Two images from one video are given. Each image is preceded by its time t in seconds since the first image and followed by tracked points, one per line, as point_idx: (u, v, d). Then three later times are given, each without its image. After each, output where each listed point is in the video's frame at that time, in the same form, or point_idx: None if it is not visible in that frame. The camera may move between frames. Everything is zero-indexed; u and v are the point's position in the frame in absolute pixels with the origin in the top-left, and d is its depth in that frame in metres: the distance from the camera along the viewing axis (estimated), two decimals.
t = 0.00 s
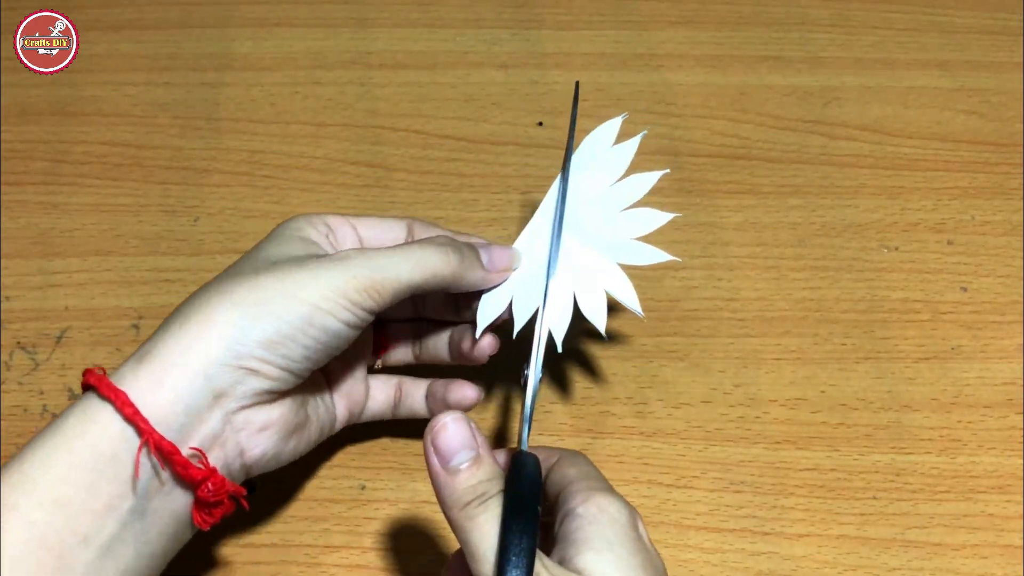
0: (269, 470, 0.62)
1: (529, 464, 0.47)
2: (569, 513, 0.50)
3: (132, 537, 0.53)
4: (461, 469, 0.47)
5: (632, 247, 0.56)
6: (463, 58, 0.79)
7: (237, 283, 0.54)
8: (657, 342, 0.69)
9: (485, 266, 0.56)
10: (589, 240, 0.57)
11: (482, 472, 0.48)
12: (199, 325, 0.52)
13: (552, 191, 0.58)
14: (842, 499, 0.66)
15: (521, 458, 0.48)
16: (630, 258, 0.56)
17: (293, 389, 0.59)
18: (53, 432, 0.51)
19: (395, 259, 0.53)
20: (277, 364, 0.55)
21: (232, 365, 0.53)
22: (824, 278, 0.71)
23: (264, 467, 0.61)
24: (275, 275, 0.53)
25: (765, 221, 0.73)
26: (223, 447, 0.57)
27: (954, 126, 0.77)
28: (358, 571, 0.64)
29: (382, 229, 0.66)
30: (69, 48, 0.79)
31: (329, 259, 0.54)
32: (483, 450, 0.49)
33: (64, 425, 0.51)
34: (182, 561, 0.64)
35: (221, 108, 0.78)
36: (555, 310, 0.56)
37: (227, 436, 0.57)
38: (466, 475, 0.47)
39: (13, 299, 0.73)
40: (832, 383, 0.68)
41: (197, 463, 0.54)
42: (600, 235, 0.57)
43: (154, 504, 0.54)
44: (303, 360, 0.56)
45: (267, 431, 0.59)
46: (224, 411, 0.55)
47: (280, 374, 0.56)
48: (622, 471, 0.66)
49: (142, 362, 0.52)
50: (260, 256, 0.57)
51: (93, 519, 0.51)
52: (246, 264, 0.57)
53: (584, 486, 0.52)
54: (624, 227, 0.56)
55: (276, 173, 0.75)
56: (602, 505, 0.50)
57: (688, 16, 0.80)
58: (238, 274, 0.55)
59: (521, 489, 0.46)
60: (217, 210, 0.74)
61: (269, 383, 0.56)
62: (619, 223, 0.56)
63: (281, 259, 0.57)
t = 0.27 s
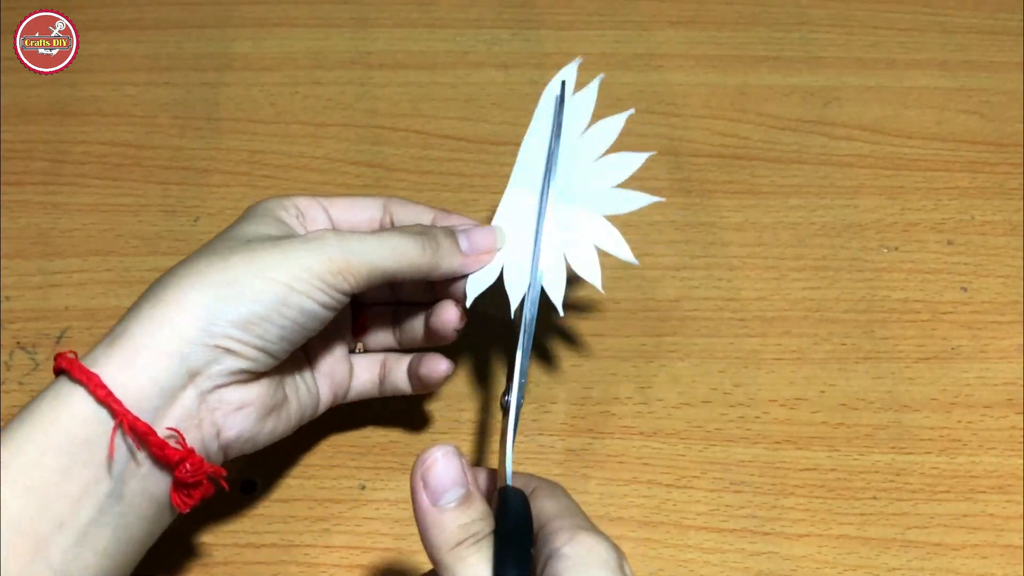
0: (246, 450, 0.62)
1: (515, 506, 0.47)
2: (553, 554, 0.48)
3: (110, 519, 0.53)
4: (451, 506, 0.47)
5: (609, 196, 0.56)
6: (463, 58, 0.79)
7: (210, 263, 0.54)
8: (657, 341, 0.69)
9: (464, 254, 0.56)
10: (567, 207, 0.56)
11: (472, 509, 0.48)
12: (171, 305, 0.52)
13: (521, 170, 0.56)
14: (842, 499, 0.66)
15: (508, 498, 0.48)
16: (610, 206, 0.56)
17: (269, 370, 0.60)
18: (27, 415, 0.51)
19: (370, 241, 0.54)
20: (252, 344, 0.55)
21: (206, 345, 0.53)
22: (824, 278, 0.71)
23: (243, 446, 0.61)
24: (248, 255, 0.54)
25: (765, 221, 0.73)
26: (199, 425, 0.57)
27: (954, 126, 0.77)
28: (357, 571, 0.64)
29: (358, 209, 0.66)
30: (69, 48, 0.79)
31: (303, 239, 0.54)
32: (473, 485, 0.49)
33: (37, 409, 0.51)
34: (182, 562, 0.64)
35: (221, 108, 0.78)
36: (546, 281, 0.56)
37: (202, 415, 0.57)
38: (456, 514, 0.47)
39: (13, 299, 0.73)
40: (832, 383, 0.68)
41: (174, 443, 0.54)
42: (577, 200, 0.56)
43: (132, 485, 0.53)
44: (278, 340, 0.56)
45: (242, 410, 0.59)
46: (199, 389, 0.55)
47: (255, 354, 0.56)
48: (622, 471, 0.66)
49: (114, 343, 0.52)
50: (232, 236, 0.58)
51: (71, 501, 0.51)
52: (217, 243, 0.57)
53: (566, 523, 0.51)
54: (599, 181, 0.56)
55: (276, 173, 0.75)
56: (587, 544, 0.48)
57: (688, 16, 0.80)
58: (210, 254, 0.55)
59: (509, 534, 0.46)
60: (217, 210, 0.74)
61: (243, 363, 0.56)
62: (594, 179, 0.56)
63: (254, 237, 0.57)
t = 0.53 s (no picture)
0: (257, 459, 0.62)
1: (511, 508, 0.48)
2: (553, 556, 0.48)
3: (119, 532, 0.53)
4: (445, 512, 0.48)
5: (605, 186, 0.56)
6: (463, 58, 0.79)
7: (218, 270, 0.54)
8: (657, 341, 0.69)
9: (473, 253, 0.57)
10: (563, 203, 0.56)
11: (465, 515, 0.49)
12: (180, 313, 0.52)
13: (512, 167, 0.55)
14: (842, 499, 0.66)
15: (502, 500, 0.48)
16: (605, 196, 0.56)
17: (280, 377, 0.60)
18: (35, 427, 0.51)
19: (377, 245, 0.54)
20: (262, 350, 0.55)
21: (217, 353, 0.53)
22: (824, 278, 0.71)
23: (254, 455, 0.61)
24: (256, 262, 0.54)
25: (765, 221, 0.73)
26: (210, 435, 0.57)
27: (954, 126, 0.77)
28: (358, 571, 0.64)
29: (367, 215, 0.66)
30: (70, 48, 0.79)
31: (310, 244, 0.54)
32: (467, 490, 0.49)
33: (46, 421, 0.51)
34: (183, 562, 0.64)
35: (221, 108, 0.78)
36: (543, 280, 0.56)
37: (213, 424, 0.57)
38: (450, 519, 0.48)
39: (13, 299, 0.73)
40: (832, 383, 0.68)
41: (183, 454, 0.54)
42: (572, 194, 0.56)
43: (141, 497, 0.53)
44: (288, 345, 0.56)
45: (254, 419, 0.59)
46: (209, 398, 0.55)
47: (266, 360, 0.56)
48: (622, 471, 0.66)
49: (123, 354, 0.52)
50: (239, 243, 0.57)
51: (80, 514, 0.51)
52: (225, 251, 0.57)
53: (565, 525, 0.51)
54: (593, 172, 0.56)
55: (276, 173, 0.75)
56: (586, 546, 0.48)
57: (688, 16, 0.80)
58: (218, 260, 0.55)
59: (505, 535, 0.46)
60: (217, 210, 0.74)
61: (253, 370, 0.56)
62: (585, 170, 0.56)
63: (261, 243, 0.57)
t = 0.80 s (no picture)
0: (247, 461, 0.62)
1: (513, 487, 0.48)
2: (554, 534, 0.48)
3: (110, 527, 0.53)
4: (445, 492, 0.48)
5: (624, 224, 0.56)
6: (463, 58, 0.79)
7: (220, 271, 0.54)
8: (657, 341, 0.69)
9: (479, 277, 0.57)
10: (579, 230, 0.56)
11: (466, 494, 0.49)
12: (177, 310, 0.52)
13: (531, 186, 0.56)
14: (842, 499, 0.66)
15: (504, 478, 0.48)
16: (620, 234, 0.56)
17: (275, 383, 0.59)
18: (28, 420, 0.51)
19: (379, 255, 0.54)
20: (257, 355, 0.55)
21: (211, 353, 0.53)
22: (824, 278, 0.71)
23: (243, 457, 0.61)
24: (258, 266, 0.54)
25: (765, 221, 0.73)
26: (201, 435, 0.57)
27: (954, 126, 0.77)
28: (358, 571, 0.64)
29: (380, 229, 0.66)
30: (69, 48, 0.79)
31: (314, 252, 0.54)
32: (466, 470, 0.49)
33: (39, 415, 0.51)
34: (182, 562, 0.64)
35: (221, 108, 0.78)
36: (545, 306, 0.56)
37: (204, 424, 0.57)
38: (450, 498, 0.48)
39: (13, 298, 0.73)
40: (832, 383, 0.68)
41: (173, 452, 0.54)
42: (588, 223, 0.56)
43: (131, 493, 0.53)
44: (283, 352, 0.56)
45: (245, 421, 0.58)
46: (201, 397, 0.55)
47: (259, 365, 0.56)
48: (622, 471, 0.66)
49: (119, 347, 0.52)
50: (248, 247, 0.58)
51: (71, 509, 0.51)
52: (232, 253, 0.57)
53: (569, 501, 0.50)
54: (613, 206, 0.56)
55: (276, 173, 0.75)
56: (587, 523, 0.48)
57: (688, 16, 0.80)
58: (222, 262, 0.55)
59: (504, 513, 0.46)
60: (217, 210, 0.74)
61: (247, 374, 0.56)
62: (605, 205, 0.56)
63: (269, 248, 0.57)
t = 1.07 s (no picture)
0: (248, 463, 0.62)
1: (510, 490, 0.47)
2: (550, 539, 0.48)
3: (110, 531, 0.53)
4: (442, 496, 0.48)
5: (624, 233, 0.56)
6: (463, 58, 0.79)
7: (220, 274, 0.54)
8: (657, 341, 0.69)
9: (479, 280, 0.58)
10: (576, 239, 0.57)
11: (462, 498, 0.49)
12: (177, 314, 0.52)
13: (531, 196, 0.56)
14: (842, 499, 0.66)
15: (502, 481, 0.48)
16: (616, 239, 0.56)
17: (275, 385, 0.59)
18: (29, 423, 0.51)
19: (380, 257, 0.54)
20: (257, 357, 0.55)
21: (212, 356, 0.53)
22: (824, 278, 0.71)
23: (244, 459, 0.61)
24: (259, 268, 0.54)
25: (765, 221, 0.73)
26: (202, 437, 0.57)
27: (954, 126, 0.77)
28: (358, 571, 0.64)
29: (380, 232, 0.66)
30: (69, 48, 0.79)
31: (315, 254, 0.54)
32: (463, 474, 0.49)
33: (39, 417, 0.51)
34: (182, 562, 0.64)
35: (221, 108, 0.78)
36: (543, 313, 0.55)
37: (205, 426, 0.57)
38: (447, 503, 0.48)
39: (13, 299, 0.73)
40: (832, 383, 0.68)
41: (175, 455, 0.54)
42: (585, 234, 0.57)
43: (132, 496, 0.53)
44: (284, 355, 0.56)
45: (247, 423, 0.59)
46: (202, 400, 0.55)
47: (260, 367, 0.56)
48: (622, 471, 0.66)
49: (120, 350, 0.52)
50: (249, 250, 0.58)
51: (73, 512, 0.51)
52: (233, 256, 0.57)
53: (566, 506, 0.50)
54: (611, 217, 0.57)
55: (276, 173, 0.75)
56: (584, 528, 0.48)
57: (688, 17, 0.80)
58: (223, 265, 0.55)
59: (502, 516, 0.46)
60: (217, 210, 0.74)
61: (248, 377, 0.56)
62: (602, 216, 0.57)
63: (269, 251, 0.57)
